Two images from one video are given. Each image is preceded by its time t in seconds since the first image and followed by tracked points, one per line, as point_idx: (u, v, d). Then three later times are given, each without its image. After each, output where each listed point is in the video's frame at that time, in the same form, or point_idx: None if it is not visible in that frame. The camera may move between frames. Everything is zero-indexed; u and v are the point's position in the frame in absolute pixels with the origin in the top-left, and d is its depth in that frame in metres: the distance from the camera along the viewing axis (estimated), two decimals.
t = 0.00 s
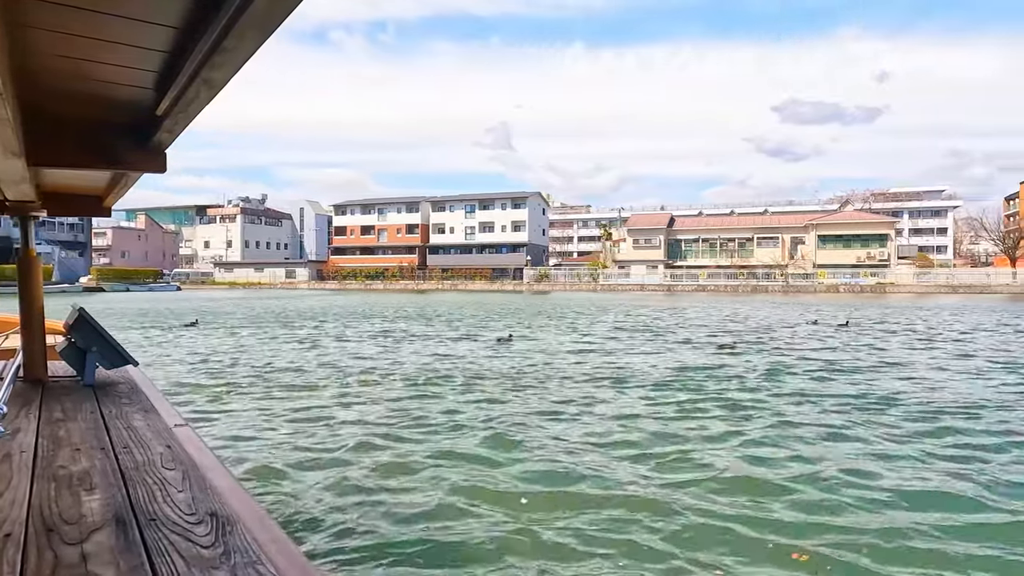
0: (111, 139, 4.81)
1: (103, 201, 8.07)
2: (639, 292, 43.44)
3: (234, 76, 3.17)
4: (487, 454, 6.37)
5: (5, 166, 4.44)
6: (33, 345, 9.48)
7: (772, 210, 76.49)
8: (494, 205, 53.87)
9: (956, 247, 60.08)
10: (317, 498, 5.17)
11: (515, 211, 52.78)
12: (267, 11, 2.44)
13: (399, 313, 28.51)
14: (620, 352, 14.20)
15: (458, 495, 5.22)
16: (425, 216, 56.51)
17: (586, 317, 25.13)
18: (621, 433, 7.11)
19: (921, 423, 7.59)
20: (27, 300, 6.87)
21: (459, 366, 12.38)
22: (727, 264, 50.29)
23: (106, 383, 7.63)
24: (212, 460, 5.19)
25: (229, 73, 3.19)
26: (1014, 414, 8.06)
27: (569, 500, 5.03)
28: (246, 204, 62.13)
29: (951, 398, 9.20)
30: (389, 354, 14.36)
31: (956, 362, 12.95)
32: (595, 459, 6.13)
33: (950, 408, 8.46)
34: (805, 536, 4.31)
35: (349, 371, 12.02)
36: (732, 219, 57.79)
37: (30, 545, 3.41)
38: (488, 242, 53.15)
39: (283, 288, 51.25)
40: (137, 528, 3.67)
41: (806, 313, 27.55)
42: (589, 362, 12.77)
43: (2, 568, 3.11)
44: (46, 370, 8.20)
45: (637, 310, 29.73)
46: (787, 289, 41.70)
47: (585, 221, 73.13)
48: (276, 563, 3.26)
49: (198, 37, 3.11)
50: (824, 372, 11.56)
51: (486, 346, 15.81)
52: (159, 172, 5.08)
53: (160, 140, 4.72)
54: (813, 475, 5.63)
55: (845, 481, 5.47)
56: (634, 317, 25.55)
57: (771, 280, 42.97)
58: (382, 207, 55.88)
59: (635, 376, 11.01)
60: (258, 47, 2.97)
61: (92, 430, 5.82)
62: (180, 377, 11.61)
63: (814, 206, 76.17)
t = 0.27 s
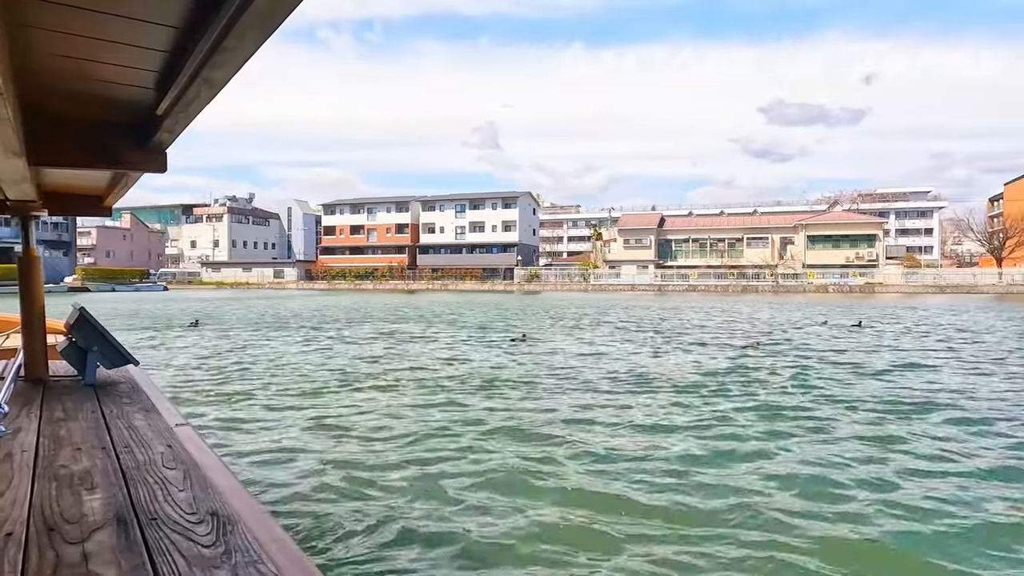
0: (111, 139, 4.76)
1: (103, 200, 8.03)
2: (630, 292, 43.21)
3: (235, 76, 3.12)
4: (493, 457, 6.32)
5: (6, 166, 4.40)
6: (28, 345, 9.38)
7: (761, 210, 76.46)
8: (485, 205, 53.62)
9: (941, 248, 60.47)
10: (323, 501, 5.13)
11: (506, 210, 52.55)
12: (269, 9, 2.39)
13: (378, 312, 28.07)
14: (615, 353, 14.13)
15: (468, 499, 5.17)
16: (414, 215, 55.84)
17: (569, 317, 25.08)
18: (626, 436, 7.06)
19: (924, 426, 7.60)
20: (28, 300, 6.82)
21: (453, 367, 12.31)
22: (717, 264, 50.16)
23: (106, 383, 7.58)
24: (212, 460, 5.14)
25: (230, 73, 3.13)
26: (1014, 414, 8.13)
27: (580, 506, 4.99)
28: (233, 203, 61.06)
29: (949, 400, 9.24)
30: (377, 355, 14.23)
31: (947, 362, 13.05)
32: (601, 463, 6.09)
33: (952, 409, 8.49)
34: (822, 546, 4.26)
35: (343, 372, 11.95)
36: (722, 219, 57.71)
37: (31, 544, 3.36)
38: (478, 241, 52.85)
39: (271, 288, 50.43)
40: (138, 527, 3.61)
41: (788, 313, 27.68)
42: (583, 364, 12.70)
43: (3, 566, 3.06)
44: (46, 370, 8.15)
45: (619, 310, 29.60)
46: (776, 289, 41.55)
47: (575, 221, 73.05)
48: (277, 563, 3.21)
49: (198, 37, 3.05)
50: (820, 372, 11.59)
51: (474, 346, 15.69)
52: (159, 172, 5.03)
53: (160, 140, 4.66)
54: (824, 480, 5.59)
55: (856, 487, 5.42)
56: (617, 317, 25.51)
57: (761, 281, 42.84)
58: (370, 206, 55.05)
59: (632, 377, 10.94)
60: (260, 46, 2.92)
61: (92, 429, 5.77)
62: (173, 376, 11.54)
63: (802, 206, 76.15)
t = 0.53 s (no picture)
0: (111, 139, 4.65)
1: (103, 200, 7.96)
2: (619, 292, 43.01)
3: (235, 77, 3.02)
4: (500, 456, 6.25)
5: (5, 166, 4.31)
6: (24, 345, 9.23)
7: (749, 211, 76.36)
8: (474, 205, 53.32)
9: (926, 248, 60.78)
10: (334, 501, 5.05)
11: (496, 210, 52.27)
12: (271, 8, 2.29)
13: (353, 313, 27.50)
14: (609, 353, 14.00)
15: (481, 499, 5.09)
16: (403, 215, 54.98)
17: (551, 317, 24.97)
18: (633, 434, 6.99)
19: (930, 424, 7.59)
20: (29, 299, 6.75)
21: (446, 367, 12.18)
22: (706, 264, 49.98)
23: (107, 383, 7.48)
24: (213, 460, 5.03)
25: (230, 73, 3.03)
26: (1014, 411, 8.17)
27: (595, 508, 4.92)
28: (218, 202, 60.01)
29: (948, 398, 9.26)
30: (366, 355, 14.09)
31: (939, 360, 13.11)
32: (610, 463, 6.01)
33: (952, 406, 8.50)
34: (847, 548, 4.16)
35: (335, 371, 11.84)
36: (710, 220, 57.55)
37: (31, 544, 3.28)
38: (467, 242, 52.46)
39: (258, 288, 49.52)
40: (138, 528, 3.52)
41: (769, 313, 27.74)
42: (578, 363, 12.60)
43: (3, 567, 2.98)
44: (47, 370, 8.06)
45: (599, 310, 29.40)
46: (765, 289, 41.38)
47: (563, 221, 72.88)
48: (278, 563, 3.12)
49: (198, 37, 2.95)
50: (817, 371, 11.54)
51: (462, 346, 15.56)
52: (159, 171, 4.92)
53: (160, 140, 4.55)
54: (839, 481, 5.52)
55: (874, 488, 5.35)
56: (598, 317, 25.39)
57: (750, 281, 42.69)
58: (359, 206, 54.42)
59: (630, 376, 10.86)
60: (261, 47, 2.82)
61: (93, 429, 5.68)
62: (164, 377, 11.40)
63: (789, 207, 76.08)
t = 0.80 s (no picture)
0: (106, 138, 4.52)
1: (101, 199, 7.85)
2: (605, 292, 42.79)
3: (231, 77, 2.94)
4: (504, 457, 6.13)
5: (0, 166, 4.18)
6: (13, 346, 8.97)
7: (732, 211, 76.34)
8: (459, 205, 53.02)
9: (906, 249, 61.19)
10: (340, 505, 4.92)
11: (481, 210, 52.01)
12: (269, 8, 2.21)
13: (321, 313, 26.88)
14: (598, 352, 13.90)
15: (491, 502, 4.97)
16: (387, 215, 54.65)
17: (528, 318, 24.81)
18: (638, 436, 6.87)
19: (933, 422, 7.55)
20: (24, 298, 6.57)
21: (435, 367, 12.00)
22: (691, 265, 49.84)
23: (103, 384, 7.27)
24: (210, 462, 4.86)
25: (226, 72, 2.95)
26: (1012, 409, 8.24)
27: (615, 510, 4.82)
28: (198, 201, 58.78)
29: (946, 396, 9.24)
30: (351, 356, 13.88)
31: (928, 359, 13.14)
32: (618, 465, 5.88)
33: (951, 404, 8.56)
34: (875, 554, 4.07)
35: (326, 372, 11.72)
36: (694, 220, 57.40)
37: (26, 545, 3.12)
38: (452, 242, 52.17)
39: (239, 288, 48.60)
40: (135, 528, 3.36)
41: (745, 312, 27.79)
42: (569, 364, 12.44)
43: None
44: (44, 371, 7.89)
45: (574, 310, 29.21)
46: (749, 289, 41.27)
47: (547, 221, 72.70)
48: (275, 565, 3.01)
49: (196, 36, 2.84)
50: (810, 370, 11.53)
51: (446, 347, 15.36)
52: (155, 171, 4.80)
53: (156, 139, 4.43)
54: (856, 478, 5.51)
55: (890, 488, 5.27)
56: (575, 317, 25.24)
57: (735, 281, 42.58)
58: (342, 206, 53.90)
59: (625, 377, 10.71)
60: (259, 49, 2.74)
61: (89, 430, 5.49)
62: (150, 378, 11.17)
63: (771, 207, 76.15)
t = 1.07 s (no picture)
0: (99, 137, 4.39)
1: (91, 200, 7.72)
2: (587, 293, 42.66)
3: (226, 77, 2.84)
4: (523, 455, 6.06)
5: None
6: None
7: (711, 213, 76.51)
8: (440, 205, 52.88)
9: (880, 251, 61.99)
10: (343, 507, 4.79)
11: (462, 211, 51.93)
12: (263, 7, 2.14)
13: (283, 315, 26.39)
14: (587, 353, 13.84)
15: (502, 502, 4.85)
16: (368, 215, 54.51)
17: (499, 319, 24.67)
18: (638, 435, 6.78)
19: (930, 420, 7.57)
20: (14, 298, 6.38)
21: (419, 368, 11.88)
22: (672, 265, 49.81)
23: (95, 386, 7.03)
24: (203, 463, 4.60)
25: (221, 72, 2.85)
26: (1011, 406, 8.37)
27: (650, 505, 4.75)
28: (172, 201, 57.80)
29: (934, 394, 9.32)
30: (331, 357, 13.74)
31: (910, 358, 13.27)
32: (630, 463, 5.81)
33: (951, 401, 8.65)
34: (900, 550, 3.98)
35: (317, 373, 11.56)
36: (674, 221, 57.47)
37: (17, 549, 2.94)
38: (433, 242, 52.00)
39: (215, 289, 47.74)
40: (126, 530, 3.18)
41: (717, 313, 27.84)
42: (556, 364, 12.36)
43: None
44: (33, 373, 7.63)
45: (543, 312, 29.04)
46: (730, 290, 41.40)
47: (527, 222, 72.70)
48: (267, 568, 2.81)
49: (188, 37, 2.74)
50: (805, 369, 11.57)
51: (425, 347, 15.26)
52: (148, 171, 4.68)
53: (148, 140, 4.31)
54: (881, 473, 5.51)
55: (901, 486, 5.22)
56: (547, 318, 25.15)
57: (716, 281, 42.75)
58: (322, 206, 53.58)
59: (615, 377, 10.63)
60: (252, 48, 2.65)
61: (80, 432, 5.25)
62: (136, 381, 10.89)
63: (749, 209, 76.42)
